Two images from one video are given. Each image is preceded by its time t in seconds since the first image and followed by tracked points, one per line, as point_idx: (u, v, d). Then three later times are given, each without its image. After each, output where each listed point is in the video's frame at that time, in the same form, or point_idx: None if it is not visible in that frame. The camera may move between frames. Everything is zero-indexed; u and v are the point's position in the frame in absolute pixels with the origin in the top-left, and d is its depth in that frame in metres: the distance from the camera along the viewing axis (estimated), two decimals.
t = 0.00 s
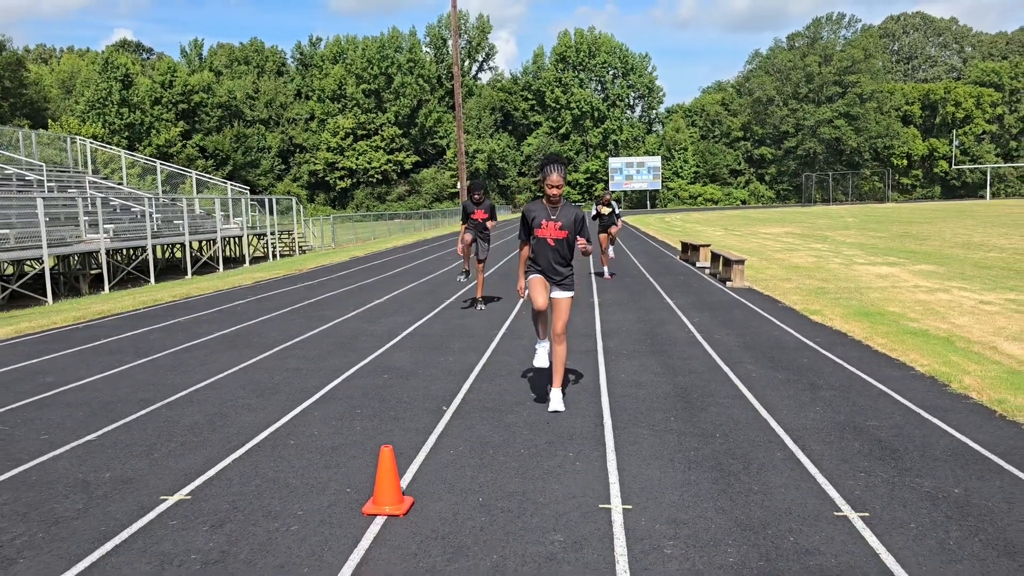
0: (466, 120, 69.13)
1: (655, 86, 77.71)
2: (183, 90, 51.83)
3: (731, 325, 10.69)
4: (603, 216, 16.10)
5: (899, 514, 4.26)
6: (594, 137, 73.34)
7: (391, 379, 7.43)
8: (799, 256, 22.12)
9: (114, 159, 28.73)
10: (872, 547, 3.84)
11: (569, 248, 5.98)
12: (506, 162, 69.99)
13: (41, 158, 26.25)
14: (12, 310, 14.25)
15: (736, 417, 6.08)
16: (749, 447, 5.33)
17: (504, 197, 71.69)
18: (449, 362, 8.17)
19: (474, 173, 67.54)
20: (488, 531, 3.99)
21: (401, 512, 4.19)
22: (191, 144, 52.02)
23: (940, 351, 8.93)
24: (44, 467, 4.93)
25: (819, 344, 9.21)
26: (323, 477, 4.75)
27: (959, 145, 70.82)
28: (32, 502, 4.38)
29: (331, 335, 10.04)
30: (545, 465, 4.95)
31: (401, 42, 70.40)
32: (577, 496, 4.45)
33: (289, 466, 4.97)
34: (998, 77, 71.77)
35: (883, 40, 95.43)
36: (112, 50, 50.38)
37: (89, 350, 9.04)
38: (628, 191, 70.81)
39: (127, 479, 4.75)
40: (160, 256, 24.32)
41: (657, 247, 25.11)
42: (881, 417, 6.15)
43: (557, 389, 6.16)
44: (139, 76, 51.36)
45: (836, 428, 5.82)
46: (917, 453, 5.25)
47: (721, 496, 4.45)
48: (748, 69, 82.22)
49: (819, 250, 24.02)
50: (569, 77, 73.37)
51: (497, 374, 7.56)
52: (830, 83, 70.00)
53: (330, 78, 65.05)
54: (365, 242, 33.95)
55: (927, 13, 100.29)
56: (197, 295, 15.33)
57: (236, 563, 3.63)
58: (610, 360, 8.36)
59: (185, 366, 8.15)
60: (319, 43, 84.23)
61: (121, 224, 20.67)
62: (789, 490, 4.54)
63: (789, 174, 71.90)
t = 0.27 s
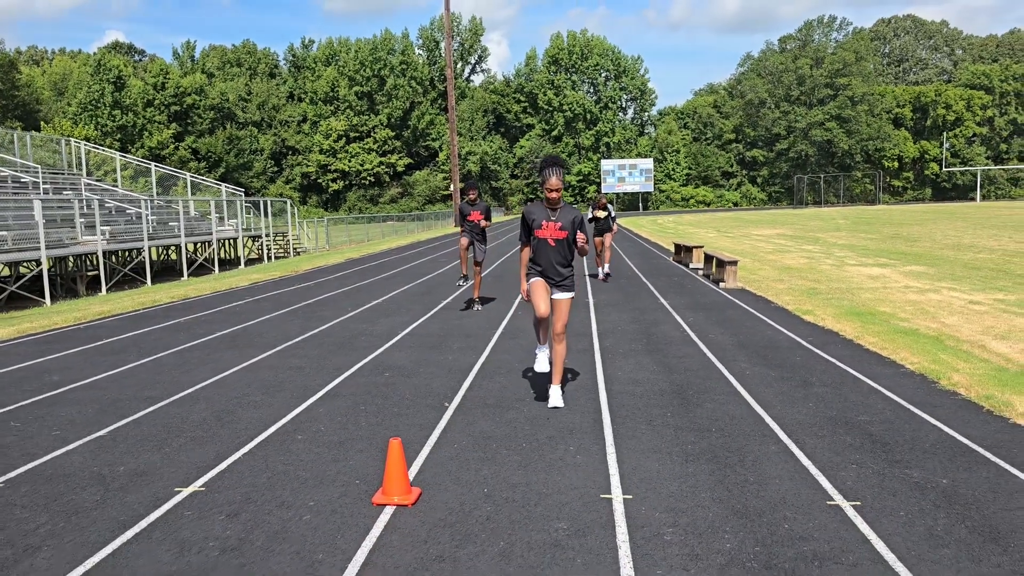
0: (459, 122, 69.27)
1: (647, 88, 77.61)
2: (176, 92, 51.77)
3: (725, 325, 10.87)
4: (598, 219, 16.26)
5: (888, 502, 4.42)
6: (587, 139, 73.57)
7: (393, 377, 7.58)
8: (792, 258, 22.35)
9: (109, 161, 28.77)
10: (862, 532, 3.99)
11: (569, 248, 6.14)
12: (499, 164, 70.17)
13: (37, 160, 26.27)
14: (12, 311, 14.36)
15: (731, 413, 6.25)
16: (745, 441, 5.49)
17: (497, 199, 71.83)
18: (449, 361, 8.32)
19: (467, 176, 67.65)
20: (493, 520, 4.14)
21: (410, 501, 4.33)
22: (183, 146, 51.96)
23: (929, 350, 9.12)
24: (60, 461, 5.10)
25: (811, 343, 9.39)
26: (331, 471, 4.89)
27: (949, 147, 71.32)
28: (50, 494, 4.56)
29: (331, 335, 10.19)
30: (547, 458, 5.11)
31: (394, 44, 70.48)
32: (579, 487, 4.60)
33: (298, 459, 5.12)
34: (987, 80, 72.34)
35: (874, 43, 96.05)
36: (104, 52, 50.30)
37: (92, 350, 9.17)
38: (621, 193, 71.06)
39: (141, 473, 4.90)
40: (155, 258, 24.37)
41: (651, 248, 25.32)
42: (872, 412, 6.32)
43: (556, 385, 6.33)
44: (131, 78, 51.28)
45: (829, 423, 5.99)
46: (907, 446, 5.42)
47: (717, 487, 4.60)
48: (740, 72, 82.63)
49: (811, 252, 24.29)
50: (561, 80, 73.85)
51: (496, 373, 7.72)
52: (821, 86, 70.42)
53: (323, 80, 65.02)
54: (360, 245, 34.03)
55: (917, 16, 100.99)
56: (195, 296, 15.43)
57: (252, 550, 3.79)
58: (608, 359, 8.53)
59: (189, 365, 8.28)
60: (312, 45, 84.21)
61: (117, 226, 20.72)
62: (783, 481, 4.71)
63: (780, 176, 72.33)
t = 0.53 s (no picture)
0: (453, 122, 69.40)
1: (641, 89, 77.82)
2: (169, 92, 51.71)
3: (720, 324, 11.02)
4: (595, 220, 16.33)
5: (881, 495, 4.55)
6: (581, 140, 73.79)
7: (395, 375, 7.71)
8: (785, 258, 22.54)
9: (105, 162, 28.79)
10: (857, 524, 4.11)
11: (569, 250, 6.25)
12: (493, 165, 70.29)
13: (33, 161, 26.29)
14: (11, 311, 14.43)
15: (728, 410, 6.39)
16: (741, 437, 5.63)
17: (491, 199, 71.95)
18: (449, 360, 8.45)
19: (461, 176, 67.75)
20: (500, 512, 4.26)
21: (418, 496, 4.45)
22: (177, 146, 51.95)
23: (921, 348, 9.28)
24: (74, 458, 5.23)
25: (806, 342, 9.54)
26: (339, 466, 5.02)
27: (941, 148, 71.76)
28: (67, 489, 4.70)
29: (331, 335, 10.30)
30: (549, 453, 5.24)
31: (388, 44, 70.60)
32: (581, 481, 4.73)
33: (306, 455, 5.25)
34: (979, 81, 72.81)
35: (867, 44, 96.54)
36: (98, 52, 50.22)
37: (96, 349, 9.27)
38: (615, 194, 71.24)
39: (153, 468, 5.02)
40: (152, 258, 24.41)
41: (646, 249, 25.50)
42: (866, 409, 6.47)
43: (556, 383, 6.45)
44: (124, 78, 51.19)
45: (824, 420, 6.12)
46: (901, 442, 5.55)
47: (715, 480, 4.75)
48: (734, 73, 82.97)
49: (804, 252, 24.49)
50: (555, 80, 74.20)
51: (496, 371, 7.85)
52: (814, 87, 70.84)
53: (317, 81, 64.97)
54: (355, 245, 34.10)
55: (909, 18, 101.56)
56: (194, 296, 15.52)
57: (266, 542, 3.93)
58: (606, 358, 8.66)
59: (193, 364, 8.39)
60: (306, 45, 84.13)
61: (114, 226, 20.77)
62: (779, 474, 4.84)
63: (773, 177, 72.74)
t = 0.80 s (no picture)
0: (450, 121, 69.52)
1: (639, 88, 78.09)
2: (167, 91, 51.77)
3: (717, 322, 11.15)
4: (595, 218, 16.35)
5: (871, 486, 4.68)
6: (579, 139, 73.95)
7: (397, 372, 7.82)
8: (782, 257, 22.68)
9: (104, 161, 28.84)
10: (848, 514, 4.23)
11: (567, 253, 6.27)
12: (491, 164, 70.37)
13: (32, 159, 26.35)
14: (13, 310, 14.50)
15: (724, 406, 6.52)
16: (738, 432, 5.75)
17: (489, 198, 72.07)
18: (450, 357, 8.58)
19: (459, 175, 67.88)
20: (502, 504, 4.38)
21: (422, 488, 4.56)
22: (175, 145, 51.98)
23: (915, 346, 9.41)
24: (83, 452, 5.35)
25: (801, 340, 9.66)
26: (345, 459, 5.13)
27: (938, 147, 71.99)
28: (78, 481, 4.83)
29: (332, 332, 10.42)
30: (550, 447, 5.36)
31: (386, 43, 70.69)
32: (580, 474, 4.86)
33: (311, 449, 5.36)
34: (975, 81, 73.05)
35: (864, 44, 96.75)
36: (95, 50, 50.22)
37: (100, 347, 9.39)
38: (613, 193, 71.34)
39: (162, 461, 5.14)
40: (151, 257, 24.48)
41: (643, 248, 25.63)
42: (860, 404, 6.60)
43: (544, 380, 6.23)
44: (122, 77, 51.21)
45: (818, 415, 6.25)
46: (893, 436, 5.67)
47: (710, 473, 4.87)
48: (731, 72, 83.15)
49: (801, 251, 24.65)
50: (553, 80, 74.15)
51: (496, 368, 7.97)
52: (811, 86, 71.05)
53: (314, 79, 64.98)
54: (354, 244, 34.17)
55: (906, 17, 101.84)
56: (194, 294, 15.62)
57: (275, 531, 4.06)
58: (604, 356, 8.77)
59: (197, 361, 8.50)
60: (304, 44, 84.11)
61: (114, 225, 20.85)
62: (773, 468, 4.97)
63: (770, 176, 72.98)
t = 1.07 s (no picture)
0: (453, 120, 69.67)
1: (641, 87, 78.41)
2: (170, 90, 51.93)
3: (716, 319, 11.28)
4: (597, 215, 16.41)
5: (861, 475, 4.83)
6: (581, 138, 74.09)
7: (400, 368, 7.97)
8: (782, 255, 22.82)
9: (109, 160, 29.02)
10: (837, 502, 4.37)
11: (565, 257, 6.11)
12: (493, 163, 70.38)
13: (37, 158, 26.54)
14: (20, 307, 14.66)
15: (721, 400, 6.65)
16: (733, 424, 5.89)
17: (491, 197, 72.22)
18: (452, 353, 8.72)
19: (461, 174, 68.07)
20: (502, 491, 4.53)
21: (425, 477, 4.71)
22: (178, 144, 52.18)
23: (911, 342, 9.55)
24: (96, 443, 5.49)
25: (799, 337, 9.79)
26: (351, 450, 5.28)
27: (940, 146, 72.09)
28: (92, 470, 4.94)
29: (336, 329, 10.56)
30: (550, 439, 5.50)
31: (388, 42, 70.96)
32: (579, 463, 5.00)
33: (318, 441, 5.51)
34: (978, 79, 73.18)
35: (866, 43, 96.72)
36: (98, 49, 50.46)
37: (107, 343, 9.54)
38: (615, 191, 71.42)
39: (173, 452, 5.30)
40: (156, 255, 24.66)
41: (645, 246, 25.74)
42: (853, 398, 6.75)
43: (541, 395, 5.97)
44: (125, 76, 51.41)
45: (812, 408, 6.39)
46: (885, 429, 5.81)
47: (706, 463, 5.02)
48: (733, 71, 83.23)
49: (801, 250, 24.78)
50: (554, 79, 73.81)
51: (498, 363, 8.10)
52: (813, 85, 71.13)
53: (317, 78, 65.15)
54: (357, 243, 34.34)
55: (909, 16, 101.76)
56: (200, 292, 15.76)
57: (285, 518, 4.21)
58: (604, 352, 8.90)
59: (203, 357, 8.64)
60: (307, 43, 84.26)
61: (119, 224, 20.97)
62: (768, 459, 5.11)
63: (773, 175, 73.10)
